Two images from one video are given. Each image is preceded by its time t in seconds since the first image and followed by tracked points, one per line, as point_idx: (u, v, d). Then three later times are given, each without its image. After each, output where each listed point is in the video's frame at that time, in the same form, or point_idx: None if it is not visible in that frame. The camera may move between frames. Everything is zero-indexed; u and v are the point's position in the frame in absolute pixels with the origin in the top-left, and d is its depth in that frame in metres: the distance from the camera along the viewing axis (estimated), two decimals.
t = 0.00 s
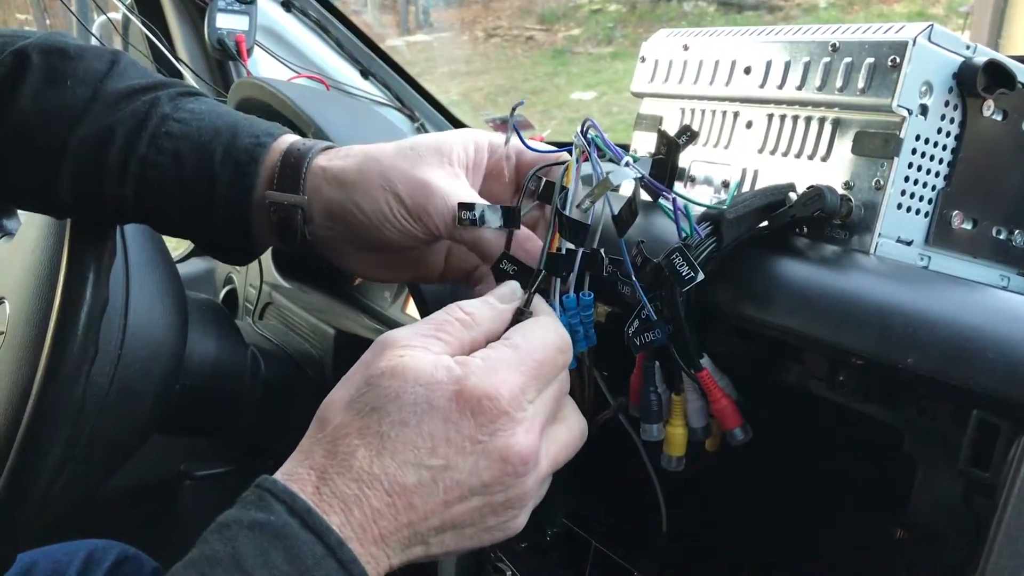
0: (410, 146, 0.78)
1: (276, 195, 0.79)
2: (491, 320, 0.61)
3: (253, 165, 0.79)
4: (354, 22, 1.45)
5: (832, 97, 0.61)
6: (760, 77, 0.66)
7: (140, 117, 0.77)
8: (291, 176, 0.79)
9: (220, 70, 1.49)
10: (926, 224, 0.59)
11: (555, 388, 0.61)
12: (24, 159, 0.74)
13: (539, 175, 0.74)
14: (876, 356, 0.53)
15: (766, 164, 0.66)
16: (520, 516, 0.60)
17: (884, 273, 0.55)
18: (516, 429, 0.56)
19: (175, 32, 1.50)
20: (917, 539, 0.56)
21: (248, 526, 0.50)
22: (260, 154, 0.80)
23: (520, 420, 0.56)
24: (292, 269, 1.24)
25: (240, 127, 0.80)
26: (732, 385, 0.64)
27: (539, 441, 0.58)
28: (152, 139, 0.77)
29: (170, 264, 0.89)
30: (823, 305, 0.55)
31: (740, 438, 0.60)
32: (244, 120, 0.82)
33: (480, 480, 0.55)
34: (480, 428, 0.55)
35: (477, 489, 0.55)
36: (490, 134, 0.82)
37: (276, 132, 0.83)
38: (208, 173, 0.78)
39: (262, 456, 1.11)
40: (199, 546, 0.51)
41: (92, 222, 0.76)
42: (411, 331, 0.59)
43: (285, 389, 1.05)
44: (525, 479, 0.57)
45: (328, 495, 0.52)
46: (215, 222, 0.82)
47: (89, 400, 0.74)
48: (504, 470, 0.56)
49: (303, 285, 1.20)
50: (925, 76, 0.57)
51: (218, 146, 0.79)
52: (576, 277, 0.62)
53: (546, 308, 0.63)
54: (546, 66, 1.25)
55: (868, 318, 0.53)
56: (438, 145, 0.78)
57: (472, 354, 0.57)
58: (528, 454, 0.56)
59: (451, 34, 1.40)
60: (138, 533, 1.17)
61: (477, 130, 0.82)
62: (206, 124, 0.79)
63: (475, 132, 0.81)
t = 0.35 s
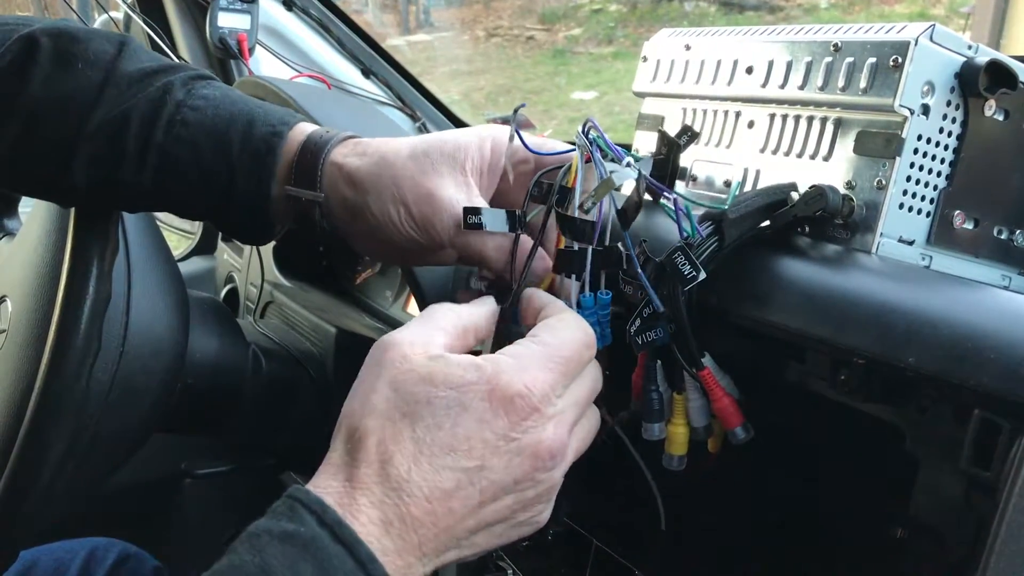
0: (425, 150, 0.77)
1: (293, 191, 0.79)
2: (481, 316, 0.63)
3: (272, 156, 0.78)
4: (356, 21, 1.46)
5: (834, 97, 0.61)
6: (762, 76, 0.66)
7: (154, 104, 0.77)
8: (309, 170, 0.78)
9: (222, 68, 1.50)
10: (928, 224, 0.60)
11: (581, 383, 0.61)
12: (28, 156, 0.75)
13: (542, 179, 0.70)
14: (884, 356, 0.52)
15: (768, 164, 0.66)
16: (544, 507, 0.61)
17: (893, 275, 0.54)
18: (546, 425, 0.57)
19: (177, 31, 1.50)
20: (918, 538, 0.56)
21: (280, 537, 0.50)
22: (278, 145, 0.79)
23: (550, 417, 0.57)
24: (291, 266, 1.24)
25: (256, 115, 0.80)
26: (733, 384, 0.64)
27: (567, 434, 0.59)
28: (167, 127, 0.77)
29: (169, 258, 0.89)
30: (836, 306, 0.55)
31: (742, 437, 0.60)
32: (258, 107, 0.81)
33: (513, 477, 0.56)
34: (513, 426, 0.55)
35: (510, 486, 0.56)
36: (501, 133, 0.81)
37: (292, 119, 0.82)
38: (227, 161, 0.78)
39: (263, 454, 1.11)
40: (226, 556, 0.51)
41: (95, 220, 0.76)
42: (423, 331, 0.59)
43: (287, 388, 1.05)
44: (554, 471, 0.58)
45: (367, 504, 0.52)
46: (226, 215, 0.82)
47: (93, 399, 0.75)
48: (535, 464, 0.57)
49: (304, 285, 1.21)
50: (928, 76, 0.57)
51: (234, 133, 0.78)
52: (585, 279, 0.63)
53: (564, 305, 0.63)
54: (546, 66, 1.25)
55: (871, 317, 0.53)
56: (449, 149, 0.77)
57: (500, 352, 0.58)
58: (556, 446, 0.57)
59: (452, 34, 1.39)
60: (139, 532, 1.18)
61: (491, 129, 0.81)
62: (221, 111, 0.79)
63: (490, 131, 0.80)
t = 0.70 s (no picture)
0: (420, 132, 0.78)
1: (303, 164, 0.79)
2: (541, 334, 0.59)
3: (290, 126, 0.78)
4: (357, 21, 1.47)
5: (837, 97, 0.61)
6: (765, 77, 0.66)
7: (171, 80, 0.77)
8: (320, 145, 0.78)
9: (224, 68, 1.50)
10: (930, 225, 0.60)
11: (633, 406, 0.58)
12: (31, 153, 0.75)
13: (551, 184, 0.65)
14: (886, 357, 0.52)
15: (771, 164, 0.66)
16: (584, 531, 0.58)
17: (900, 278, 0.54)
18: (600, 448, 0.54)
19: (179, 31, 1.50)
20: (920, 536, 0.56)
21: (319, 551, 0.48)
22: (295, 115, 0.79)
23: (605, 438, 0.55)
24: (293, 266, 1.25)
25: (273, 89, 0.79)
26: (734, 384, 0.65)
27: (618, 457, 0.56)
28: (184, 101, 0.77)
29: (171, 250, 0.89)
30: (847, 305, 0.54)
31: (744, 437, 0.61)
32: (274, 82, 0.81)
33: (563, 499, 0.53)
34: (567, 447, 0.53)
35: (558, 508, 0.54)
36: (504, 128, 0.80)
37: (307, 93, 0.82)
38: (245, 132, 0.77)
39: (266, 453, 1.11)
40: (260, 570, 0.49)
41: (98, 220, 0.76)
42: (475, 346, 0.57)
43: (289, 388, 1.05)
44: (600, 496, 0.56)
45: (414, 520, 0.49)
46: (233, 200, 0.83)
47: (95, 397, 0.75)
48: (585, 487, 0.54)
49: (306, 285, 1.21)
50: (930, 77, 0.57)
51: (252, 104, 0.78)
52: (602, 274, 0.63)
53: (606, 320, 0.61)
54: (548, 66, 1.25)
55: (874, 316, 0.53)
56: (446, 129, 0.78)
57: (555, 368, 0.55)
58: (608, 470, 0.55)
59: (453, 33, 1.41)
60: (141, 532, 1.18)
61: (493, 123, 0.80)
62: (238, 85, 0.78)
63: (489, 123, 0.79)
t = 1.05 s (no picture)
0: (420, 146, 0.78)
1: (308, 168, 0.79)
2: (580, 331, 0.57)
3: (295, 127, 0.78)
4: (359, 22, 1.48)
5: (840, 100, 0.61)
6: (768, 80, 0.66)
7: (181, 78, 0.77)
8: (326, 154, 0.78)
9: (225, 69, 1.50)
10: (933, 227, 0.60)
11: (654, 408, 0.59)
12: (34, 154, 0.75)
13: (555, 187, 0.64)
14: (885, 358, 0.52)
15: (774, 167, 0.66)
16: (602, 532, 0.58)
17: (901, 278, 0.54)
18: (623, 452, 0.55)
19: (181, 33, 1.50)
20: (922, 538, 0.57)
21: (338, 554, 0.47)
22: (301, 116, 0.79)
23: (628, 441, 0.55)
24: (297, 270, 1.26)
25: (281, 90, 0.79)
26: (736, 384, 0.64)
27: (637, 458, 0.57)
28: (195, 102, 0.77)
29: (172, 251, 0.89)
30: (849, 305, 0.54)
31: (746, 439, 0.61)
32: (281, 83, 0.81)
33: (586, 502, 0.53)
34: (593, 450, 0.53)
35: (581, 511, 0.54)
36: (507, 131, 0.77)
37: (314, 97, 0.82)
38: (251, 130, 0.78)
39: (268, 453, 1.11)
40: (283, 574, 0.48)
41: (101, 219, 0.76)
42: (508, 346, 0.55)
43: (291, 388, 1.05)
44: (620, 499, 0.56)
45: (441, 527, 0.49)
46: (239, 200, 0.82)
47: (98, 397, 0.75)
48: (607, 489, 0.55)
49: (308, 285, 1.22)
50: (933, 80, 0.57)
51: (259, 105, 0.78)
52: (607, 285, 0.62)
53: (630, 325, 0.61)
54: (550, 67, 1.24)
55: (876, 317, 0.53)
56: (449, 150, 0.76)
57: (584, 371, 0.55)
58: (629, 471, 0.56)
59: (454, 34, 1.39)
60: (144, 531, 1.18)
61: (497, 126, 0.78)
62: (245, 85, 0.78)
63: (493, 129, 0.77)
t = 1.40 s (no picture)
0: (415, 126, 0.79)
1: (299, 161, 0.80)
2: (607, 342, 0.57)
3: (281, 116, 0.79)
4: (360, 23, 1.48)
5: (842, 101, 0.61)
6: (770, 80, 0.66)
7: (169, 71, 0.77)
8: (315, 143, 0.79)
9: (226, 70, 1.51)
10: (936, 228, 0.60)
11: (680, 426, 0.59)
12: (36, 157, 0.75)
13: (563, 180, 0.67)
14: (886, 358, 0.53)
15: (777, 168, 0.66)
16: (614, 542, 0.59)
17: (902, 278, 0.54)
18: (651, 469, 0.55)
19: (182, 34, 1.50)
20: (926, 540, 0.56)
21: (362, 560, 0.47)
22: (287, 106, 0.80)
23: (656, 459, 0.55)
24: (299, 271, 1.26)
25: (266, 79, 0.80)
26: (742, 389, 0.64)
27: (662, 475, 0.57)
28: (182, 92, 0.77)
29: (173, 250, 0.89)
30: (851, 309, 0.54)
31: (749, 441, 0.60)
32: (268, 75, 0.82)
33: (609, 517, 0.54)
34: (623, 467, 0.53)
35: (605, 526, 0.54)
36: (502, 106, 0.80)
37: (301, 87, 0.82)
38: (238, 120, 0.78)
39: (270, 454, 1.11)
40: None
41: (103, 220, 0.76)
42: (539, 359, 0.56)
43: (293, 390, 1.05)
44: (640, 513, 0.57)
45: (469, 536, 0.49)
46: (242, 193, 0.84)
47: (101, 400, 0.75)
48: (630, 506, 0.55)
49: (310, 287, 1.23)
50: (935, 81, 0.57)
51: (246, 95, 0.78)
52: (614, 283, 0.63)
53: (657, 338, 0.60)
54: (551, 67, 1.24)
55: (878, 317, 0.53)
56: (445, 127, 0.78)
57: (616, 386, 0.55)
58: (652, 488, 0.56)
59: (456, 35, 1.38)
60: (147, 533, 1.18)
61: (489, 99, 0.80)
62: (233, 76, 0.79)
63: (485, 103, 0.79)
